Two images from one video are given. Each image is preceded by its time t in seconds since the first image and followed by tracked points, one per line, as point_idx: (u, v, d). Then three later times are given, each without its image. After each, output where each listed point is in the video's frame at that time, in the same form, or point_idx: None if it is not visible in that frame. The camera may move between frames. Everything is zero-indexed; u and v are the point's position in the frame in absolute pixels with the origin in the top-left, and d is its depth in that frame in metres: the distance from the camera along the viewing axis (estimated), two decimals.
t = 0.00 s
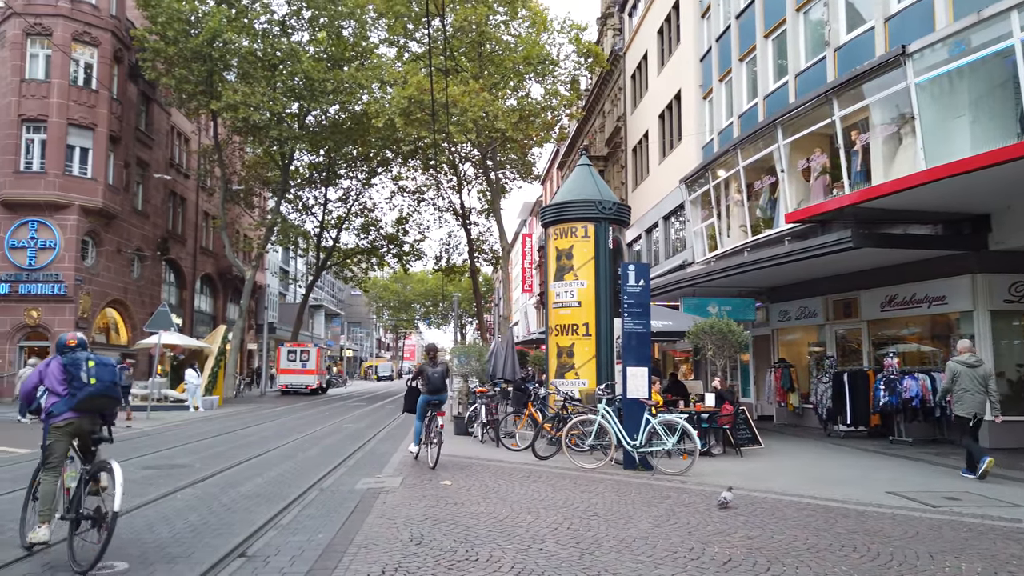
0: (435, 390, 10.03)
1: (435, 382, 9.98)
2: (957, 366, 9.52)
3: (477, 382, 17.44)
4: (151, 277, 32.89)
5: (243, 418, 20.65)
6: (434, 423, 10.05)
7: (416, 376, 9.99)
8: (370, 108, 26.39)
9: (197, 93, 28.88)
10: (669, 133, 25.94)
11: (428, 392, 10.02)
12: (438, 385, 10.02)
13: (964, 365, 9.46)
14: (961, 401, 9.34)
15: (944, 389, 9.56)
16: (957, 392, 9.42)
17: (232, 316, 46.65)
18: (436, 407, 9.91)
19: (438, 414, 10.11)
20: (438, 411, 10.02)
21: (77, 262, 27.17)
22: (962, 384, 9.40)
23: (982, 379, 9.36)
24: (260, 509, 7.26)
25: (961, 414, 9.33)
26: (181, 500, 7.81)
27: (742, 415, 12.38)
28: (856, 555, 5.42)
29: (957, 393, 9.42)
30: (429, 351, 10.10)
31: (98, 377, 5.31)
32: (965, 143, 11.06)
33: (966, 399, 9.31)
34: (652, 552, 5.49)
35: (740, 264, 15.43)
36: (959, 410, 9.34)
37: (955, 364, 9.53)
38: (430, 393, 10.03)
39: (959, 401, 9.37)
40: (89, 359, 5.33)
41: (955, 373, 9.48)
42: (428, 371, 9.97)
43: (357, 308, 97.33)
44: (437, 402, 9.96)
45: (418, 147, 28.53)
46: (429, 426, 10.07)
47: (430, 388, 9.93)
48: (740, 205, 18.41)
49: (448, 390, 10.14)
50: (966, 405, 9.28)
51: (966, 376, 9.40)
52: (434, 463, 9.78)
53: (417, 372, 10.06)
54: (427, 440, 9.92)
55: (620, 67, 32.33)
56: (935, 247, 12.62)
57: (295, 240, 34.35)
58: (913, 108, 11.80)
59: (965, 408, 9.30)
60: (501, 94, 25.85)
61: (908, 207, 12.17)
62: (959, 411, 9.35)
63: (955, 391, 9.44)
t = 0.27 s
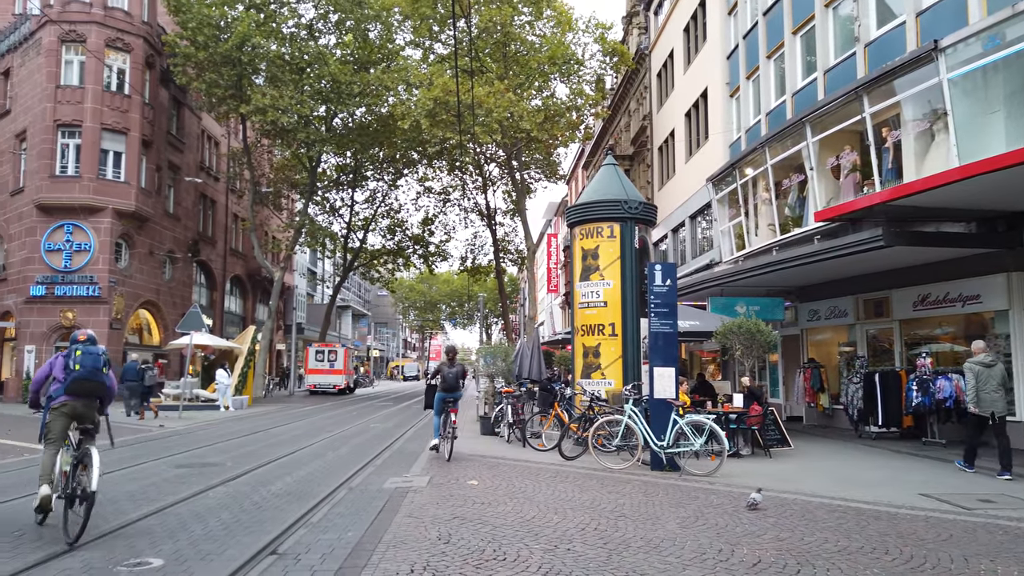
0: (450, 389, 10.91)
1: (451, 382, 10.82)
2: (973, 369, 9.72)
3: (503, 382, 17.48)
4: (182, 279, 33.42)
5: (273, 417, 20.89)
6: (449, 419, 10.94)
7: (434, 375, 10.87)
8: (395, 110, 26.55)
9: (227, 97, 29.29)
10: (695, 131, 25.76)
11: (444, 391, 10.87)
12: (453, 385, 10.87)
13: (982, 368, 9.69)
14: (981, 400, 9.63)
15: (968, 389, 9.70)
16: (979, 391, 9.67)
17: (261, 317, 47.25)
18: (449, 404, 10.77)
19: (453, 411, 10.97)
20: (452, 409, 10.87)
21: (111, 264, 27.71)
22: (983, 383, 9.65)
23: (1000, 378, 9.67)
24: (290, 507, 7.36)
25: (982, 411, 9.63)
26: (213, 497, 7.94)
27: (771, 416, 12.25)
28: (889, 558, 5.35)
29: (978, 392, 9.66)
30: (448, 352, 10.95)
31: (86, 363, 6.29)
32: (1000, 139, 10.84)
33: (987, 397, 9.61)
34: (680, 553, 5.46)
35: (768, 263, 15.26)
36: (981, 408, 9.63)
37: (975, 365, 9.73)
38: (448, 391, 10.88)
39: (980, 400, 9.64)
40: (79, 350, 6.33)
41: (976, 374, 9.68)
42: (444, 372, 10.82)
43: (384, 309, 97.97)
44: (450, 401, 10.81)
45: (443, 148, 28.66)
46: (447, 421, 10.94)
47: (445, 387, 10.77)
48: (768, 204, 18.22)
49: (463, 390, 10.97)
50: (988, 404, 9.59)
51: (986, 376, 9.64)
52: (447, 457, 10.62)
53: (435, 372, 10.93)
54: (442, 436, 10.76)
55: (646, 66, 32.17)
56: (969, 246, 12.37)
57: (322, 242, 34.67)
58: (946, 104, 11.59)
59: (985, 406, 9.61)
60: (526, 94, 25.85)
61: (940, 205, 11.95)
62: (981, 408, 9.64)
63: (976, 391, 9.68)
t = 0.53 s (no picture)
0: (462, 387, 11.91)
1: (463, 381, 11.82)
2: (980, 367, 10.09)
3: (522, 382, 17.49)
4: (205, 280, 33.80)
5: (295, 417, 21.07)
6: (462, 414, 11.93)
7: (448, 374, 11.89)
8: (415, 111, 26.64)
9: (248, 99, 29.56)
10: (715, 129, 25.59)
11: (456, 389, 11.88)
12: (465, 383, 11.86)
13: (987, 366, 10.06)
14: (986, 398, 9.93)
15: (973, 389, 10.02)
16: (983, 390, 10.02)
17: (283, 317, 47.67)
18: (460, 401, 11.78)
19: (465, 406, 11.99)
20: (463, 405, 11.88)
21: (136, 265, 28.10)
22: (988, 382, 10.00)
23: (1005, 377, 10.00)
24: (312, 506, 7.42)
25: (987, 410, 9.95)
26: (237, 496, 8.04)
27: (793, 416, 12.13)
28: (914, 560, 5.29)
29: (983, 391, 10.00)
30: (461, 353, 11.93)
31: (89, 367, 7.11)
32: None
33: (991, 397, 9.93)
34: (702, 554, 5.44)
35: (789, 262, 15.13)
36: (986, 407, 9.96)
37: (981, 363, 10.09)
38: (458, 389, 11.83)
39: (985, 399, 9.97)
40: (83, 355, 7.16)
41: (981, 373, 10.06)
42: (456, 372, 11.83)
43: (404, 309, 98.37)
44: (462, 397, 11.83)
45: (462, 149, 28.73)
46: (459, 415, 11.98)
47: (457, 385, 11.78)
48: (790, 202, 18.07)
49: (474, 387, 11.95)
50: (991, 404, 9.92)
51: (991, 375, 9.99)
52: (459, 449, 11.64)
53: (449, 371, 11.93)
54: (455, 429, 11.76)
55: (665, 64, 32.01)
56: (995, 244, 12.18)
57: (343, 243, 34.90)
58: (971, 100, 11.42)
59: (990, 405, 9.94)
60: (545, 93, 25.84)
61: (966, 203, 11.77)
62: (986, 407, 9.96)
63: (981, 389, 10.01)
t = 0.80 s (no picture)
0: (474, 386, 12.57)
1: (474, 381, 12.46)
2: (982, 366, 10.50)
3: (538, 381, 17.51)
4: (223, 280, 34.09)
5: (312, 416, 21.18)
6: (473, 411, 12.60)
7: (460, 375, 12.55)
8: (430, 111, 26.72)
9: (265, 101, 29.78)
10: (731, 127, 25.46)
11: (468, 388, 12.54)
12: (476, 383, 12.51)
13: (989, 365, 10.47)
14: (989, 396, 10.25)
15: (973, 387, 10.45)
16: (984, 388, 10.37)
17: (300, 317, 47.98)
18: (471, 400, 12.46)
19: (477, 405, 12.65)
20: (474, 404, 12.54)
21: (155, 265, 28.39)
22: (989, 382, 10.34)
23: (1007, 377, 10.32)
24: (330, 504, 7.48)
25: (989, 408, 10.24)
26: (255, 494, 8.12)
27: (811, 416, 12.06)
28: (934, 561, 5.24)
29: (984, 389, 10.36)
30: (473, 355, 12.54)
31: (110, 375, 8.27)
32: None
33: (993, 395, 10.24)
34: (719, 554, 5.42)
35: (807, 261, 15.01)
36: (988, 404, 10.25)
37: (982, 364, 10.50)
38: (469, 389, 12.49)
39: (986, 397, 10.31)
40: (106, 364, 8.30)
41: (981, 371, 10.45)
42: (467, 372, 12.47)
43: (420, 309, 98.66)
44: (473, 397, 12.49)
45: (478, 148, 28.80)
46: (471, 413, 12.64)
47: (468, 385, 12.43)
48: (808, 201, 17.95)
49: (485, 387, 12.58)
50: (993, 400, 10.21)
51: (994, 375, 10.33)
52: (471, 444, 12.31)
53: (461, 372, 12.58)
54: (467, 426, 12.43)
55: (681, 62, 31.89)
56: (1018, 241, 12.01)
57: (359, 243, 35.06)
58: (992, 96, 11.29)
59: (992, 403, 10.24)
60: (560, 93, 25.83)
61: (988, 200, 11.60)
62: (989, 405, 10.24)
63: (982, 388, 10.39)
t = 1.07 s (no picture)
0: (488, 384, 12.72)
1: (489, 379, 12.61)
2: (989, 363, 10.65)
3: (554, 381, 17.52)
4: (240, 280, 34.34)
5: (328, 416, 21.28)
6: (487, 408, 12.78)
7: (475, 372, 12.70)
8: (445, 111, 26.76)
9: (281, 102, 29.94)
10: (748, 125, 25.31)
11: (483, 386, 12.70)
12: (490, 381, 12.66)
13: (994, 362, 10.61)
14: (993, 393, 10.42)
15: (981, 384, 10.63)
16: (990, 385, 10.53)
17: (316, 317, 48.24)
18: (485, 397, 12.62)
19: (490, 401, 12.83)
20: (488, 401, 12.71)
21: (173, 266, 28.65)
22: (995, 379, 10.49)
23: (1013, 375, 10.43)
24: (348, 503, 7.53)
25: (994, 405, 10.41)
26: (274, 492, 8.18)
27: (829, 416, 12.05)
28: (956, 562, 5.20)
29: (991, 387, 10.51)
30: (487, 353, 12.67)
31: (128, 372, 8.80)
32: None
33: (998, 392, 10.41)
34: (738, 554, 5.39)
35: (825, 259, 14.89)
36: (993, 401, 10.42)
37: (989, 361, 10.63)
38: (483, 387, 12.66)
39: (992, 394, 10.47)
40: (122, 361, 8.83)
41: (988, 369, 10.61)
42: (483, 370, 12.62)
43: (434, 309, 98.87)
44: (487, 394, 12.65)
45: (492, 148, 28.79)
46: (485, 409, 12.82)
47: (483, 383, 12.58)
48: (825, 199, 17.82)
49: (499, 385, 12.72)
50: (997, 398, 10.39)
51: (999, 372, 10.44)
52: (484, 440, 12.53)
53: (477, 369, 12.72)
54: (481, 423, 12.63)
55: (696, 60, 31.75)
56: None
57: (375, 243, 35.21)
58: (1014, 93, 11.16)
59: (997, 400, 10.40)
60: (575, 92, 25.80)
61: (1010, 197, 11.42)
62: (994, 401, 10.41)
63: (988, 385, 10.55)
